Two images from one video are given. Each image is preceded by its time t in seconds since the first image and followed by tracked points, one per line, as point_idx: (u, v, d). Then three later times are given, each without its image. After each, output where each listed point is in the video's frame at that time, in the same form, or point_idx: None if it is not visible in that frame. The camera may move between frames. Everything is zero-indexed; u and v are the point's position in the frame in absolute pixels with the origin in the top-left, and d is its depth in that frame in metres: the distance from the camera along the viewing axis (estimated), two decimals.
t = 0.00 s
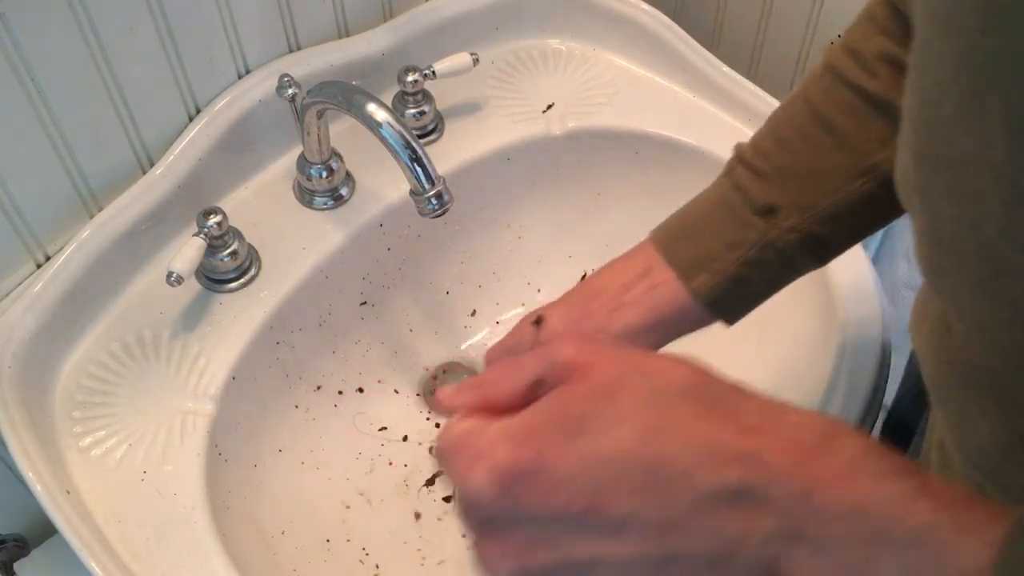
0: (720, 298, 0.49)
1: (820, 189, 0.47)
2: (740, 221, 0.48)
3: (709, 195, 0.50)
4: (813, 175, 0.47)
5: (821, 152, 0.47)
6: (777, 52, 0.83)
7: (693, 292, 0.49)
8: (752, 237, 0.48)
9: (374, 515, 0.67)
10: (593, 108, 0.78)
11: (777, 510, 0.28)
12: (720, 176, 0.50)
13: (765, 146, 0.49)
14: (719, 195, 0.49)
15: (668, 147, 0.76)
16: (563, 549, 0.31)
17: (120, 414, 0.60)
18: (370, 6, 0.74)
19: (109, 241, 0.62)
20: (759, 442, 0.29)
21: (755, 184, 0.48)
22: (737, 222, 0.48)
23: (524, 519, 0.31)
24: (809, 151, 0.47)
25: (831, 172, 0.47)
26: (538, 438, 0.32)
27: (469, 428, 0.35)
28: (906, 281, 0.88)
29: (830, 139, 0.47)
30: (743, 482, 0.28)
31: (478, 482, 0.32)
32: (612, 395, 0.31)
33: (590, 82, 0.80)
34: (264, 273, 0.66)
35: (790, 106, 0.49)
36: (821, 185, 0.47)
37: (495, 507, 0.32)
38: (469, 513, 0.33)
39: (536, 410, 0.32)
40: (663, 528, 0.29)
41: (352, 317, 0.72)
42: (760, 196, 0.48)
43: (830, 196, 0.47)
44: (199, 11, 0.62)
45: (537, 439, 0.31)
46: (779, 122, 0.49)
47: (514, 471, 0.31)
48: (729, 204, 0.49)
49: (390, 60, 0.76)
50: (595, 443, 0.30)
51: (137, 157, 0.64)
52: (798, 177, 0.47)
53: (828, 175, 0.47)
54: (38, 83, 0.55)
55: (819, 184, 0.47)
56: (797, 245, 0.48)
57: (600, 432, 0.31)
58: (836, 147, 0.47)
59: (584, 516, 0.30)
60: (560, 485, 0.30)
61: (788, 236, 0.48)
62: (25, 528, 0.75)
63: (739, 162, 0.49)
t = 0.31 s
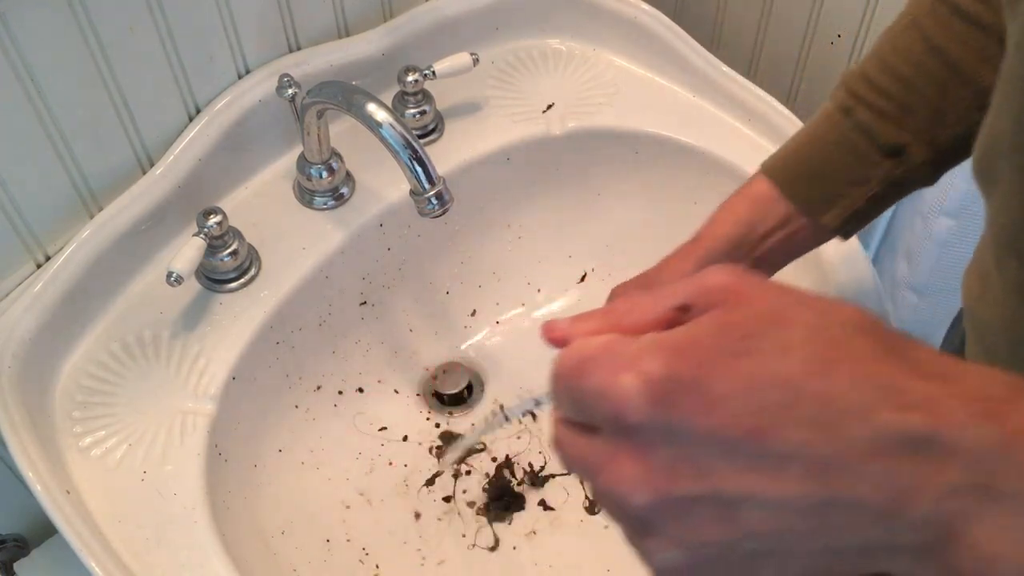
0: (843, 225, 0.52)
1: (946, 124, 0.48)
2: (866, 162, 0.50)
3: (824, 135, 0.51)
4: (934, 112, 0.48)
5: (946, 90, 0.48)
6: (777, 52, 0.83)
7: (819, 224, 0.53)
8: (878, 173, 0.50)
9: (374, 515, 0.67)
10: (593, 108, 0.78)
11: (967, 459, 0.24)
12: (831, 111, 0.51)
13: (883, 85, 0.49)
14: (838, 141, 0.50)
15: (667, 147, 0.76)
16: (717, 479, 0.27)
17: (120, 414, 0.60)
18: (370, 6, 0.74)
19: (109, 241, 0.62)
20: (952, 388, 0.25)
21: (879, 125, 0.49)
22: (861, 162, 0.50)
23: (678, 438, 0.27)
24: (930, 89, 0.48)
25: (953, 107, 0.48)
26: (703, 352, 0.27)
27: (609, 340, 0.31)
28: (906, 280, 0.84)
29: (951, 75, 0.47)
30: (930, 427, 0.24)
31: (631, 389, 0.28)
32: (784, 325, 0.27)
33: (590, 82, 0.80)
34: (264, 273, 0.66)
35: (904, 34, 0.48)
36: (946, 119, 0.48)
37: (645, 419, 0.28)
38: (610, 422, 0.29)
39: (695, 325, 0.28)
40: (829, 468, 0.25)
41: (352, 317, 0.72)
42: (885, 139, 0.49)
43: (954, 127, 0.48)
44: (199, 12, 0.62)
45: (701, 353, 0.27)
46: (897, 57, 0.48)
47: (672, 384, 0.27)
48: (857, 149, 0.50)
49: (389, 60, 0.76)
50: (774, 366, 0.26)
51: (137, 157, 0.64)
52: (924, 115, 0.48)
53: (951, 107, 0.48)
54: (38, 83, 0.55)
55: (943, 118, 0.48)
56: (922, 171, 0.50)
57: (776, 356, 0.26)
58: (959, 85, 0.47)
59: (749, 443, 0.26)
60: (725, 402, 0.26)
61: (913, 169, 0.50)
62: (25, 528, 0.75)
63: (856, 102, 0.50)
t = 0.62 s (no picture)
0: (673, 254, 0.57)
1: (789, 175, 0.52)
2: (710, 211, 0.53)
3: (675, 188, 0.53)
4: (783, 163, 0.52)
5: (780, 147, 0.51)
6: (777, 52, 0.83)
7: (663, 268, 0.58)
8: (719, 215, 0.53)
9: (374, 515, 0.67)
10: (593, 108, 0.78)
11: None
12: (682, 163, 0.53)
13: (712, 141, 0.52)
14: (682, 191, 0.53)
15: (667, 148, 0.76)
16: (918, 516, 0.29)
17: (120, 414, 0.60)
18: (371, 5, 0.74)
19: (108, 241, 0.62)
20: None
21: (709, 175, 0.52)
22: (710, 210, 0.53)
23: (876, 478, 0.29)
24: (765, 131, 0.51)
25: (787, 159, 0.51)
26: (887, 385, 0.30)
27: (764, 378, 0.32)
28: (906, 281, 0.84)
29: (786, 129, 0.50)
30: None
31: (824, 428, 0.29)
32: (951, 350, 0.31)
33: (590, 82, 0.80)
34: (264, 273, 0.66)
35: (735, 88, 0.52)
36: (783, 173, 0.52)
37: (844, 460, 0.29)
38: (793, 465, 0.30)
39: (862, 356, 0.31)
40: None
41: (351, 317, 0.72)
42: (732, 193, 0.52)
43: (768, 181, 0.52)
44: (199, 12, 0.62)
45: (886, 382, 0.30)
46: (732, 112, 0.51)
47: (869, 419, 0.29)
48: (692, 196, 0.53)
49: (390, 60, 0.76)
50: (948, 391, 0.30)
51: (137, 157, 0.64)
52: (757, 169, 0.52)
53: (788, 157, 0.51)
54: (38, 83, 0.55)
55: (777, 172, 0.52)
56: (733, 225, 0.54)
57: (948, 382, 0.30)
58: (796, 138, 0.51)
59: (953, 475, 0.29)
60: (921, 437, 0.29)
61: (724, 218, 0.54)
62: (25, 528, 0.75)
63: (700, 159, 0.52)
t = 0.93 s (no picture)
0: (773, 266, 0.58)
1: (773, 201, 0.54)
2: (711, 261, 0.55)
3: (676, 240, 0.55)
4: (772, 194, 0.53)
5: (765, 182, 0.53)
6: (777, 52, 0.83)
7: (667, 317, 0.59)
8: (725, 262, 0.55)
9: (374, 515, 0.67)
10: (593, 108, 0.78)
11: None
12: (670, 211, 0.56)
13: (707, 187, 0.54)
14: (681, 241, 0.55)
15: (667, 148, 0.76)
16: None
17: (120, 414, 0.60)
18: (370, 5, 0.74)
19: (108, 241, 0.62)
20: None
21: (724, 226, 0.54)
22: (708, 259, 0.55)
23: (1008, 532, 0.29)
24: (752, 159, 0.53)
25: (779, 188, 0.53)
26: (1011, 433, 0.29)
27: (875, 427, 0.31)
28: (906, 280, 0.84)
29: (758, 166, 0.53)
30: None
31: (950, 485, 0.28)
32: None
33: (590, 82, 0.80)
34: (264, 273, 0.66)
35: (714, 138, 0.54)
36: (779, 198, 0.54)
37: (970, 516, 0.28)
38: (913, 521, 0.30)
39: (975, 404, 0.30)
40: None
41: (352, 317, 0.72)
42: (724, 235, 0.54)
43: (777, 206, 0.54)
44: (199, 12, 0.62)
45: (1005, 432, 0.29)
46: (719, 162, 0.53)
47: (993, 474, 0.28)
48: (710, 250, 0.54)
49: (390, 60, 0.76)
50: None
51: (137, 157, 0.64)
52: (744, 201, 0.53)
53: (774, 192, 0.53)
54: (38, 84, 0.55)
55: (772, 200, 0.54)
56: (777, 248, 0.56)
57: None
58: (769, 174, 0.53)
59: None
60: None
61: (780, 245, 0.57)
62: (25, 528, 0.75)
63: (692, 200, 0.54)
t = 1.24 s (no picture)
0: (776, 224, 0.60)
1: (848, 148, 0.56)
2: (781, 184, 0.58)
3: (753, 151, 0.58)
4: (851, 139, 0.56)
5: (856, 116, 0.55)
6: (777, 52, 0.83)
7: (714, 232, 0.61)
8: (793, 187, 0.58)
9: (373, 515, 0.67)
10: (593, 108, 0.78)
11: None
12: (749, 136, 0.59)
13: (801, 109, 0.56)
14: (759, 154, 0.58)
15: (667, 148, 0.76)
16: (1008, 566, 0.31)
17: (120, 415, 0.60)
18: (370, 6, 0.74)
19: (108, 241, 0.62)
20: None
21: (803, 150, 0.56)
22: (786, 185, 0.58)
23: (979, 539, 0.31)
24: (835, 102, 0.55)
25: (862, 136, 0.56)
26: (992, 446, 0.31)
27: (862, 434, 0.33)
28: (906, 281, 0.84)
29: (853, 101, 0.55)
30: None
31: (933, 495, 0.30)
32: None
33: (590, 82, 0.80)
34: (264, 273, 0.66)
35: (812, 58, 0.56)
36: (867, 135, 0.56)
37: (952, 525, 0.30)
38: (895, 525, 0.31)
39: (961, 417, 0.32)
40: None
41: (352, 317, 0.72)
42: (794, 154, 0.57)
43: (860, 145, 0.57)
44: (199, 12, 0.62)
45: (988, 444, 0.31)
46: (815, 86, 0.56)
47: (976, 487, 0.30)
48: (781, 168, 0.57)
49: (389, 60, 0.76)
50: None
51: (137, 157, 0.64)
52: (817, 136, 0.56)
53: (866, 130, 0.56)
54: (38, 83, 0.55)
55: (862, 139, 0.56)
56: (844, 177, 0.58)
57: None
58: (860, 108, 0.55)
59: None
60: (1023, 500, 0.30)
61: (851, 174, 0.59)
62: (25, 528, 0.75)
63: (775, 129, 0.57)
